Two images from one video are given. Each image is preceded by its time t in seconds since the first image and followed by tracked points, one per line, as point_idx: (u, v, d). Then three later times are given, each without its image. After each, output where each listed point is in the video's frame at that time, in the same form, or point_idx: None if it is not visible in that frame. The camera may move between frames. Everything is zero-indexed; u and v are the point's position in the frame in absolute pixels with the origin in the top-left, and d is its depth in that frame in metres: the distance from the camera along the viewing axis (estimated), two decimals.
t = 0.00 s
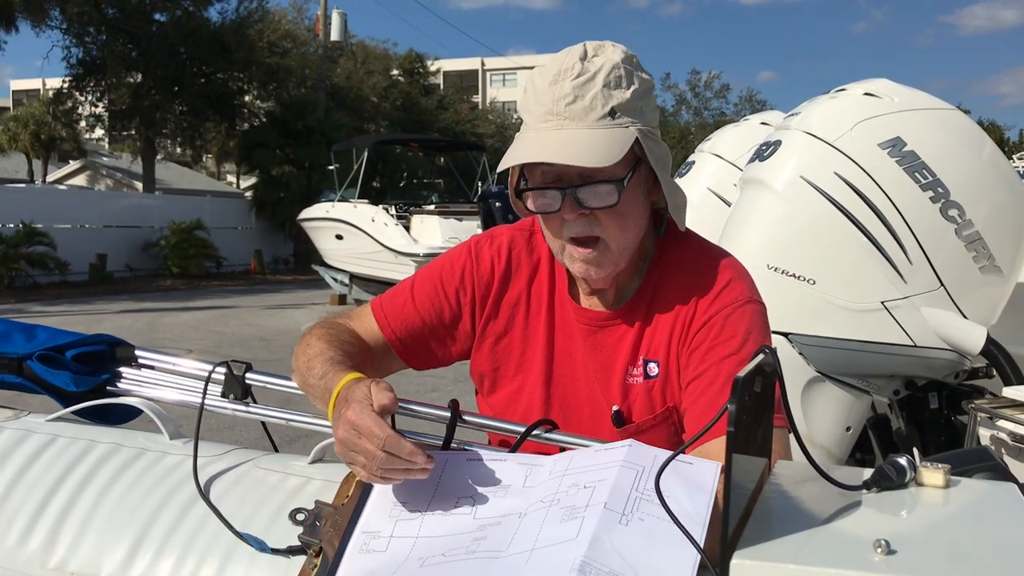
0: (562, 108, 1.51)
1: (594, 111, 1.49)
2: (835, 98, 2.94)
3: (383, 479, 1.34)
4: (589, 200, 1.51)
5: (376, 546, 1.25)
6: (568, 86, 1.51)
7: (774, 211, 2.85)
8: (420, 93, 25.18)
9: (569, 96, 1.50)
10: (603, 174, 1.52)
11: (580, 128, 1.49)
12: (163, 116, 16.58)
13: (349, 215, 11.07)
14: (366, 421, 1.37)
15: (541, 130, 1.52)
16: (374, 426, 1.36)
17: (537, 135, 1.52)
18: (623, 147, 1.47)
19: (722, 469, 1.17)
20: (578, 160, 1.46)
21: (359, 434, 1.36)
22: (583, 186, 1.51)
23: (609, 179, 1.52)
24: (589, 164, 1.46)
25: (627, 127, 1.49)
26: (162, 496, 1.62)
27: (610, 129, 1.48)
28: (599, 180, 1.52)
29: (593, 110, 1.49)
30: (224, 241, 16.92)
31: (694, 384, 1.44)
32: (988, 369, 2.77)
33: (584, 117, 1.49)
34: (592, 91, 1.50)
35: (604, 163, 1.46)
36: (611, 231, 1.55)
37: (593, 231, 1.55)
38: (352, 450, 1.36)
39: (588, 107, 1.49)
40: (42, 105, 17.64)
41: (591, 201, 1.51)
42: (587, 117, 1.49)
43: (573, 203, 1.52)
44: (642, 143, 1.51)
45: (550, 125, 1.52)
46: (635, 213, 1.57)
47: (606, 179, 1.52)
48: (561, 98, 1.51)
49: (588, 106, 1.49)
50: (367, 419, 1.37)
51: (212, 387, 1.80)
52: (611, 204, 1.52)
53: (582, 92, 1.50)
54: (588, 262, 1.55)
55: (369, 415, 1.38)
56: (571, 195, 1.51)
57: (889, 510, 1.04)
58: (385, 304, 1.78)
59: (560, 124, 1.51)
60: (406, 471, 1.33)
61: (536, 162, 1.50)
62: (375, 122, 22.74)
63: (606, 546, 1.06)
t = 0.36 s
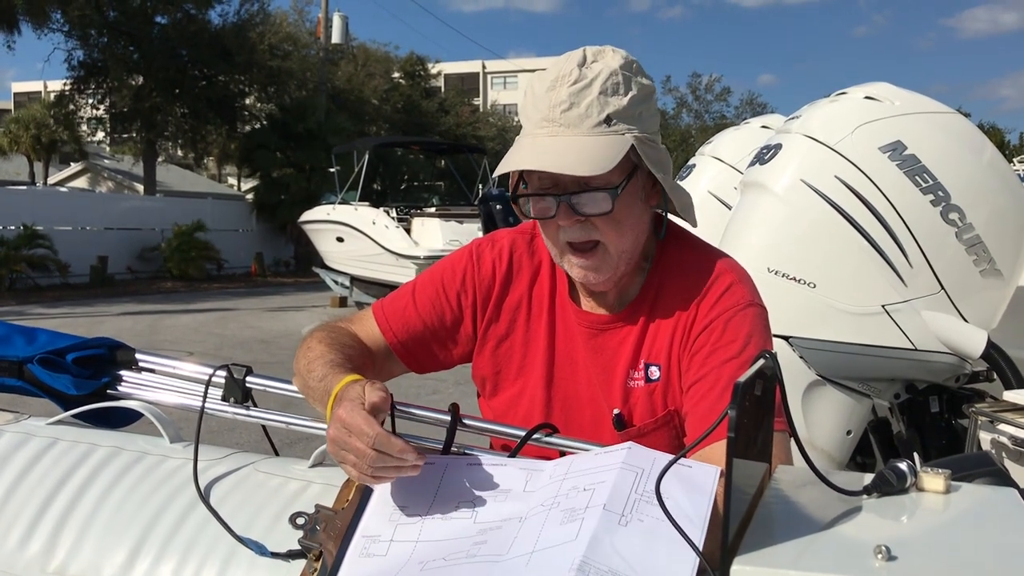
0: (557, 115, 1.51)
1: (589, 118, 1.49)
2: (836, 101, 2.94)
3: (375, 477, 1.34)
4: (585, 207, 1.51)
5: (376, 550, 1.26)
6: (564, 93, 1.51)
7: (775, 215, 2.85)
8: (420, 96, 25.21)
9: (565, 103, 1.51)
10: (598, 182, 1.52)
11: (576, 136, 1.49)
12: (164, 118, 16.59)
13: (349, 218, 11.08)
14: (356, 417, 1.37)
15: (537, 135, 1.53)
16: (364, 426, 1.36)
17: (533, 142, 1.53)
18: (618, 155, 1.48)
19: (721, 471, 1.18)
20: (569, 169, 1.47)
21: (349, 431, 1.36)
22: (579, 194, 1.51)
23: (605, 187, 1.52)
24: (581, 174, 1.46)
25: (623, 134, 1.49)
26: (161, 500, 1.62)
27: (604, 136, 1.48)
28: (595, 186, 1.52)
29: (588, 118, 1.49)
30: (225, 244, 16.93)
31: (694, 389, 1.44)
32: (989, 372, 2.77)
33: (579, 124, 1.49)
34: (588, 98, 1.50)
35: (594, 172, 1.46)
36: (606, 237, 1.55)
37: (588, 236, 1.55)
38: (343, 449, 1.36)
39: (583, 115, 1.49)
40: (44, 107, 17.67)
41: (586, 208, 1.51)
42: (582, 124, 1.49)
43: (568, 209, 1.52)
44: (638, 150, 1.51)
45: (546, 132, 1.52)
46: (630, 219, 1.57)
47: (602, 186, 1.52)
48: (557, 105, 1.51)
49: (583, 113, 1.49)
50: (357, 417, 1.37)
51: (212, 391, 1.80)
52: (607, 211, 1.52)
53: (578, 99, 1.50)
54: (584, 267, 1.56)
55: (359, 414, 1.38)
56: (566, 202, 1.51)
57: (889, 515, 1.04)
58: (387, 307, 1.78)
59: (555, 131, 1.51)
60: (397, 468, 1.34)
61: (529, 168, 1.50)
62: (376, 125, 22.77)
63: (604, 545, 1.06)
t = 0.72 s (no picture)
0: (546, 129, 1.52)
1: (578, 135, 1.50)
2: (837, 105, 2.94)
3: (340, 472, 1.35)
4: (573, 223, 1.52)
5: (378, 554, 1.26)
6: (555, 106, 1.51)
7: (776, 219, 2.85)
8: (422, 100, 25.23)
9: (554, 118, 1.51)
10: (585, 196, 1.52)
11: (563, 152, 1.50)
12: (166, 122, 16.60)
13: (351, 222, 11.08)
14: (319, 410, 1.37)
15: (530, 149, 1.54)
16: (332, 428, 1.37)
17: (526, 155, 1.54)
18: (605, 172, 1.48)
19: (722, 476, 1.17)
20: (547, 189, 1.48)
21: (313, 424, 1.37)
22: (571, 206, 1.52)
23: (592, 202, 1.53)
24: (559, 196, 1.48)
25: (612, 152, 1.49)
26: (164, 504, 1.62)
27: (593, 154, 1.49)
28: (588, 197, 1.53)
29: (577, 134, 1.50)
30: (227, 248, 16.92)
31: (696, 393, 1.45)
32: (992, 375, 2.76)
33: (566, 140, 1.50)
34: (578, 113, 1.50)
35: (570, 194, 1.47)
36: (595, 248, 1.56)
37: (576, 247, 1.56)
38: (309, 443, 1.37)
39: (572, 131, 1.50)
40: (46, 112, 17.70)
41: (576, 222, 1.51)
42: (569, 141, 1.50)
43: (554, 222, 1.54)
44: (628, 168, 1.50)
45: (536, 145, 1.54)
46: (620, 229, 1.57)
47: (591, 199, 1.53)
48: (547, 119, 1.52)
49: (572, 129, 1.50)
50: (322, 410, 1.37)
51: (214, 395, 1.80)
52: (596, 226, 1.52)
53: (568, 114, 1.51)
54: (575, 276, 1.58)
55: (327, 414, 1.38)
56: (552, 215, 1.53)
57: (891, 519, 1.04)
58: (388, 312, 1.78)
59: (544, 145, 1.53)
60: (362, 465, 1.34)
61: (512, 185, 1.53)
62: (378, 129, 22.79)
63: (603, 547, 1.06)
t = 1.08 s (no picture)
0: (556, 126, 1.52)
1: (588, 129, 1.50)
2: (839, 108, 2.94)
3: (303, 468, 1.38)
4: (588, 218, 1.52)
5: (381, 558, 1.25)
6: (563, 103, 1.51)
7: (776, 221, 2.86)
8: (424, 104, 25.26)
9: (563, 114, 1.51)
10: (598, 193, 1.53)
11: (571, 148, 1.51)
12: (169, 127, 16.63)
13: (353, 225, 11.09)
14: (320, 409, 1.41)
15: (536, 146, 1.55)
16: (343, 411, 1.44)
17: (532, 153, 1.55)
18: (618, 166, 1.49)
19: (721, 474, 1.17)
20: (567, 182, 1.48)
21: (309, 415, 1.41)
22: (578, 205, 1.53)
23: (604, 198, 1.53)
24: (580, 188, 1.47)
25: (622, 145, 1.50)
26: (167, 508, 1.62)
27: (603, 147, 1.49)
28: (594, 198, 1.54)
29: (587, 129, 1.50)
30: (229, 252, 16.93)
31: (699, 396, 1.44)
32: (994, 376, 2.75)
33: (577, 135, 1.50)
34: (587, 108, 1.50)
35: (591, 186, 1.47)
36: (609, 245, 1.56)
37: (589, 244, 1.56)
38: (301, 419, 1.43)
39: (582, 125, 1.50)
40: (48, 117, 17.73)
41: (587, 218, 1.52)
42: (580, 136, 1.50)
43: (567, 220, 1.54)
44: (638, 161, 1.52)
45: (545, 142, 1.54)
46: (631, 226, 1.58)
47: (601, 196, 1.54)
48: (556, 116, 1.52)
49: (582, 124, 1.50)
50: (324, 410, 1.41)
51: (217, 398, 1.80)
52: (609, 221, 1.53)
53: (576, 110, 1.51)
54: (583, 276, 1.57)
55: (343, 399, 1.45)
56: (565, 213, 1.54)
57: (896, 521, 1.04)
58: (391, 314, 1.78)
59: (554, 142, 1.53)
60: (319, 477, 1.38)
61: (527, 181, 1.52)
62: (379, 133, 22.82)
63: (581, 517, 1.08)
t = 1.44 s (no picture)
0: (560, 127, 1.52)
1: (593, 130, 1.50)
2: (840, 110, 2.94)
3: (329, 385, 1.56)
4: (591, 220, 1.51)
5: (383, 562, 1.25)
6: (567, 105, 1.51)
7: (779, 224, 2.85)
8: (425, 107, 25.30)
9: (567, 116, 1.51)
10: (603, 194, 1.53)
11: (576, 149, 1.50)
12: (170, 130, 16.66)
13: (354, 229, 11.09)
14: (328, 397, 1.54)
15: (539, 149, 1.54)
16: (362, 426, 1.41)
17: (535, 155, 1.54)
18: (622, 168, 1.48)
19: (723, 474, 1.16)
20: (571, 183, 1.48)
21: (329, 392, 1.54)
22: (584, 206, 1.52)
23: (610, 199, 1.53)
24: (585, 187, 1.47)
25: (626, 147, 1.50)
26: (168, 512, 1.61)
27: (609, 148, 1.49)
28: (601, 199, 1.53)
29: (591, 130, 1.50)
30: (231, 255, 16.93)
31: (702, 399, 1.44)
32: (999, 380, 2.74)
33: (581, 137, 1.50)
34: (591, 110, 1.50)
35: (595, 186, 1.47)
36: (610, 249, 1.56)
37: (592, 248, 1.56)
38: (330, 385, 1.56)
39: (586, 127, 1.50)
40: (49, 120, 17.74)
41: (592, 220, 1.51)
42: (584, 137, 1.50)
43: (572, 222, 1.54)
44: (643, 161, 1.52)
45: (548, 145, 1.53)
46: (635, 229, 1.57)
47: (605, 199, 1.53)
48: (560, 118, 1.52)
49: (586, 125, 1.50)
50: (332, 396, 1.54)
51: (218, 401, 1.79)
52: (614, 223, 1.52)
53: (580, 112, 1.51)
54: (588, 279, 1.57)
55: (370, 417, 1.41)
56: (570, 215, 1.53)
57: (900, 525, 1.03)
58: (395, 318, 1.78)
59: (558, 145, 1.52)
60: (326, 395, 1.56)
61: (531, 181, 1.52)
62: (381, 136, 22.85)
63: (589, 528, 1.07)
